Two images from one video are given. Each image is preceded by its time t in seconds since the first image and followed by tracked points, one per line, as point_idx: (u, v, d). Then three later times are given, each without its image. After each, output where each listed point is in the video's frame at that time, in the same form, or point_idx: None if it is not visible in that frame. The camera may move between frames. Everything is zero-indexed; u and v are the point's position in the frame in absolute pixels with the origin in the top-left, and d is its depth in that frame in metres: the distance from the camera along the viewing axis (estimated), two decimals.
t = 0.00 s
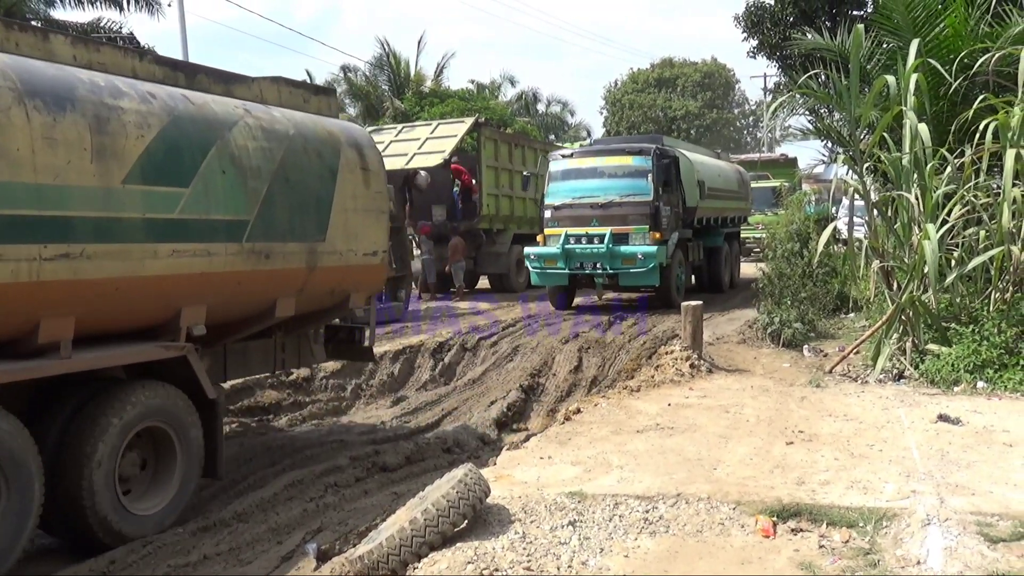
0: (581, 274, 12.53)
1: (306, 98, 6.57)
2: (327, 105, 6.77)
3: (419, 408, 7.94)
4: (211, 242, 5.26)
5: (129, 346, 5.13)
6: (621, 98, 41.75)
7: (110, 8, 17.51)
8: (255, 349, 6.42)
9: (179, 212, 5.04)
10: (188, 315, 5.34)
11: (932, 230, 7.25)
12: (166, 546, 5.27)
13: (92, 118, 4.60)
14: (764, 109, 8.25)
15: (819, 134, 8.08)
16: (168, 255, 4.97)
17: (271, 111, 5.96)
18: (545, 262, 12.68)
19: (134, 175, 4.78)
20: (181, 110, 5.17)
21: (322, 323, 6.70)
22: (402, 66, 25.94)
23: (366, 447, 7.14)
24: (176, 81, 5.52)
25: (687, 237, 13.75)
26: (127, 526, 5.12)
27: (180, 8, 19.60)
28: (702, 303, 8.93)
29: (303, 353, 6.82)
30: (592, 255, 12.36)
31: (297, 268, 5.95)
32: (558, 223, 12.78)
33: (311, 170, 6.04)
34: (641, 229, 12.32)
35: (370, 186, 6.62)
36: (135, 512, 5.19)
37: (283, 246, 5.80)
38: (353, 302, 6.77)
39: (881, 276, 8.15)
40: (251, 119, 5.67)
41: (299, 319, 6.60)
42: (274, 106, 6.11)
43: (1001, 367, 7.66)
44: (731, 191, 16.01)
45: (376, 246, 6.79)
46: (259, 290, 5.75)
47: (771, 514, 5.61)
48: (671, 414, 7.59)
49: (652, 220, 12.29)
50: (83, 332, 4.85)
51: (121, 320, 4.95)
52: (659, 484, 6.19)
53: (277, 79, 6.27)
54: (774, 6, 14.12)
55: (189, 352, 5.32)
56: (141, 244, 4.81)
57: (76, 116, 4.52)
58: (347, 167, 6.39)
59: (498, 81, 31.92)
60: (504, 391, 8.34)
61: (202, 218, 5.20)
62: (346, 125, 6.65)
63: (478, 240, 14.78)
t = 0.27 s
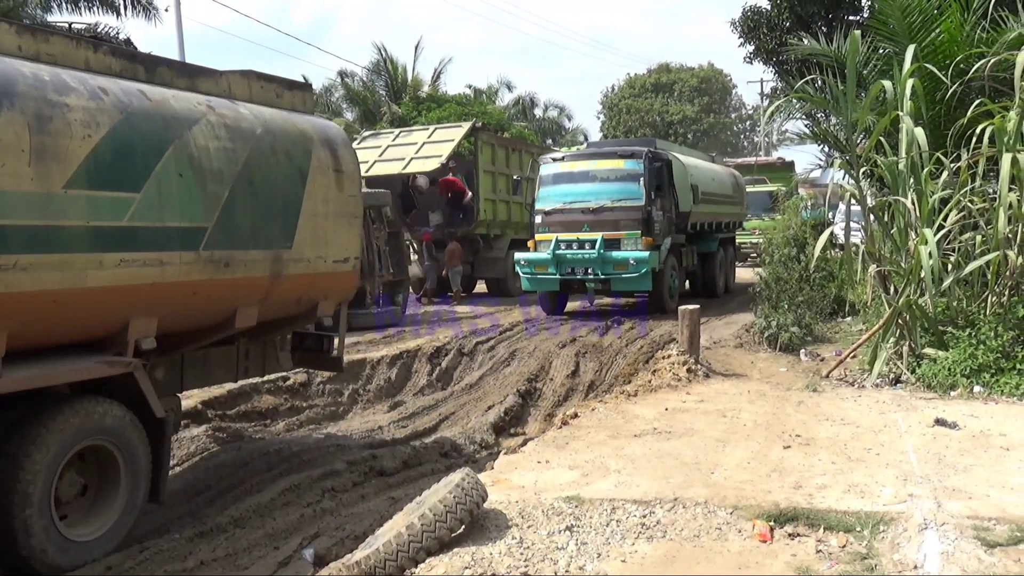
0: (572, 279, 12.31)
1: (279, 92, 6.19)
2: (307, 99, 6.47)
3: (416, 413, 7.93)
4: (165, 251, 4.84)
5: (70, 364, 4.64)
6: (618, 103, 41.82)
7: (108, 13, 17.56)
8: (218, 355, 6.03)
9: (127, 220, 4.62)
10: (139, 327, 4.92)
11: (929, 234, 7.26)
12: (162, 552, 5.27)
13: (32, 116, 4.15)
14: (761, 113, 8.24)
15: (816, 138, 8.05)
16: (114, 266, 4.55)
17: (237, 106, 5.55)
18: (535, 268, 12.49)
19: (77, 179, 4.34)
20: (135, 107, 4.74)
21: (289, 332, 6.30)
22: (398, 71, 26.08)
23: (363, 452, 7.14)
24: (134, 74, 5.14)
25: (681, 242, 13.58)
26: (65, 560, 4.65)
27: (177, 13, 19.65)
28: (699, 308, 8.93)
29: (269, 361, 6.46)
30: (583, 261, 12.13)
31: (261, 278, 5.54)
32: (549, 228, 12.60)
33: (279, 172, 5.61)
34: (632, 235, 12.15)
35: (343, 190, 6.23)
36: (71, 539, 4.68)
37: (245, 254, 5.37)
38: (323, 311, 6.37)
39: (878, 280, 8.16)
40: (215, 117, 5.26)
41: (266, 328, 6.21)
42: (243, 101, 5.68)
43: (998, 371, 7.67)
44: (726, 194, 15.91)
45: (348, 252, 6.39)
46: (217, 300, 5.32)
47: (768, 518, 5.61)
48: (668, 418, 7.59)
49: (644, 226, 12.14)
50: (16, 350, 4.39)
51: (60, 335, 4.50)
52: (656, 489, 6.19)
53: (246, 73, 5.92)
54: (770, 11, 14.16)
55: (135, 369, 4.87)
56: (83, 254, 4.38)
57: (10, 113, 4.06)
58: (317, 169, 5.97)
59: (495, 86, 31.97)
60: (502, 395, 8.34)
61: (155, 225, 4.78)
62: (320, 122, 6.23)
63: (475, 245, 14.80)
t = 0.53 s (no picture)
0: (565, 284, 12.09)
1: (245, 91, 5.97)
2: (274, 99, 6.26)
3: (415, 418, 7.92)
4: (114, 251, 4.60)
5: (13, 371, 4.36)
6: (617, 107, 41.85)
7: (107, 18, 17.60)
8: (180, 365, 5.78)
9: (73, 219, 4.39)
10: (89, 333, 4.64)
11: (928, 237, 7.25)
12: (161, 556, 5.29)
13: None
14: (759, 117, 8.27)
15: (814, 141, 8.07)
16: (59, 266, 4.30)
17: (196, 105, 5.35)
18: (528, 272, 12.28)
19: (18, 174, 4.14)
20: (82, 102, 4.54)
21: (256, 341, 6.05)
22: (397, 75, 26.14)
23: (362, 456, 7.13)
24: (85, 70, 4.91)
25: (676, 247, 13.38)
26: None
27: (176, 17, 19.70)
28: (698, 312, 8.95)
29: (236, 372, 6.22)
30: (576, 266, 11.92)
31: (221, 283, 5.28)
32: (542, 231, 12.32)
33: (239, 172, 5.41)
34: (626, 238, 11.83)
35: (310, 192, 6.00)
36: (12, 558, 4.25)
37: (203, 257, 5.13)
38: (292, 318, 6.11)
39: (876, 283, 8.14)
40: (170, 114, 5.06)
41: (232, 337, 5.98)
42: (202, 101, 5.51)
43: (997, 374, 7.64)
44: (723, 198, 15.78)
45: (316, 256, 6.14)
46: (173, 306, 5.05)
47: (767, 522, 5.61)
48: (667, 422, 7.59)
49: (638, 229, 11.86)
50: None
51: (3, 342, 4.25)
52: (655, 493, 6.19)
53: (208, 70, 5.66)
54: (769, 15, 14.17)
55: (83, 376, 4.56)
56: (25, 254, 4.15)
57: None
58: (283, 171, 5.77)
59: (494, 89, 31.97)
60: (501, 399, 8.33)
61: (103, 225, 4.55)
62: (285, 123, 6.04)
63: (474, 249, 14.81)
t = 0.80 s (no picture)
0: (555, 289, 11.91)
1: (196, 84, 5.71)
2: (230, 93, 6.01)
3: (414, 422, 7.91)
4: (47, 247, 4.30)
5: None
6: (616, 110, 41.86)
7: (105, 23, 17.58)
8: (134, 372, 5.48)
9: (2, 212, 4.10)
10: (20, 337, 4.34)
11: (926, 240, 7.26)
12: (157, 560, 5.28)
13: None
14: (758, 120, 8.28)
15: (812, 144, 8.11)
16: None
17: (140, 96, 5.07)
18: (517, 276, 12.09)
19: None
20: (9, 90, 4.26)
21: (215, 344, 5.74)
22: (396, 80, 26.17)
23: (361, 460, 7.12)
24: (16, 57, 4.64)
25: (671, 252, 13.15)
26: None
27: (174, 22, 19.69)
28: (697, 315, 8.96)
29: (197, 378, 5.93)
30: (567, 270, 11.74)
31: (169, 283, 4.97)
32: (532, 235, 12.18)
33: (187, 165, 5.12)
34: (618, 242, 11.71)
35: (268, 186, 5.69)
36: None
37: (147, 254, 4.83)
38: (252, 320, 5.78)
39: (875, 286, 8.11)
40: (110, 103, 4.78)
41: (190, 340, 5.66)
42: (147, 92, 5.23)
43: (995, 378, 7.62)
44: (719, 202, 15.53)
45: (278, 254, 5.81)
46: (117, 307, 4.75)
47: (766, 526, 5.61)
48: (666, 426, 7.58)
49: (630, 233, 11.69)
50: None
51: None
52: (654, 497, 6.19)
53: (157, 61, 5.42)
54: (767, 19, 14.16)
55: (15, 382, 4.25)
56: None
57: None
58: (237, 165, 5.47)
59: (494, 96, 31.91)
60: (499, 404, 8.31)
61: (35, 219, 4.25)
62: (241, 116, 5.74)
63: (473, 253, 14.77)
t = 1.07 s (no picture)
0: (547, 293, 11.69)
1: (154, 73, 5.20)
2: (192, 83, 5.48)
3: (412, 425, 7.88)
4: None
5: None
6: (616, 113, 41.95)
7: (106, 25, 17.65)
8: (86, 378, 4.86)
9: None
10: None
11: (925, 246, 7.28)
12: (155, 563, 5.25)
13: None
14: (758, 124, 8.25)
15: (812, 148, 8.09)
16: None
17: (86, 83, 4.56)
18: (509, 280, 11.80)
19: None
20: None
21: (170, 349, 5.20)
22: (394, 83, 26.36)
23: (360, 463, 7.11)
24: None
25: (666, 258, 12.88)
26: None
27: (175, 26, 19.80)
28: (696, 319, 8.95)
29: (155, 386, 5.28)
30: (559, 274, 11.48)
31: (119, 283, 4.48)
32: (524, 238, 11.94)
33: (137, 157, 4.60)
34: (611, 245, 11.48)
35: (227, 181, 5.14)
36: None
37: (92, 253, 4.31)
38: (212, 323, 5.24)
39: (874, 291, 8.12)
40: (50, 90, 4.26)
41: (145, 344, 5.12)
42: (96, 80, 4.74)
43: (995, 383, 7.63)
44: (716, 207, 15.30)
45: (238, 253, 5.25)
46: (60, 311, 4.25)
47: (766, 530, 5.60)
48: (665, 430, 7.57)
49: (623, 235, 11.49)
50: None
51: None
52: (653, 500, 6.17)
53: (107, 48, 4.91)
54: (767, 23, 14.20)
55: None
56: None
57: None
58: (192, 158, 4.92)
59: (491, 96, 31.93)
60: (498, 408, 8.27)
61: None
62: (199, 107, 5.22)
63: (470, 255, 14.78)
